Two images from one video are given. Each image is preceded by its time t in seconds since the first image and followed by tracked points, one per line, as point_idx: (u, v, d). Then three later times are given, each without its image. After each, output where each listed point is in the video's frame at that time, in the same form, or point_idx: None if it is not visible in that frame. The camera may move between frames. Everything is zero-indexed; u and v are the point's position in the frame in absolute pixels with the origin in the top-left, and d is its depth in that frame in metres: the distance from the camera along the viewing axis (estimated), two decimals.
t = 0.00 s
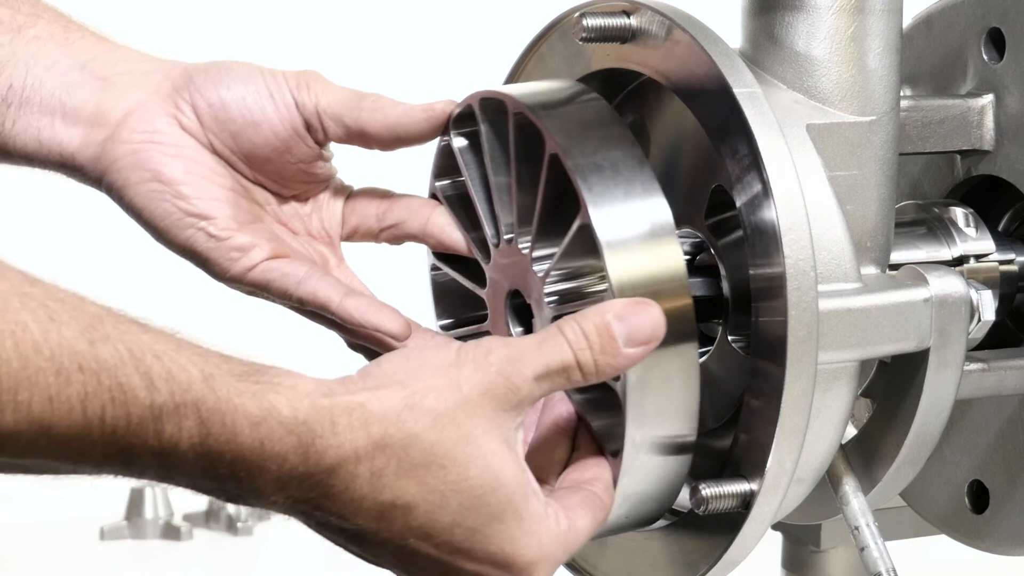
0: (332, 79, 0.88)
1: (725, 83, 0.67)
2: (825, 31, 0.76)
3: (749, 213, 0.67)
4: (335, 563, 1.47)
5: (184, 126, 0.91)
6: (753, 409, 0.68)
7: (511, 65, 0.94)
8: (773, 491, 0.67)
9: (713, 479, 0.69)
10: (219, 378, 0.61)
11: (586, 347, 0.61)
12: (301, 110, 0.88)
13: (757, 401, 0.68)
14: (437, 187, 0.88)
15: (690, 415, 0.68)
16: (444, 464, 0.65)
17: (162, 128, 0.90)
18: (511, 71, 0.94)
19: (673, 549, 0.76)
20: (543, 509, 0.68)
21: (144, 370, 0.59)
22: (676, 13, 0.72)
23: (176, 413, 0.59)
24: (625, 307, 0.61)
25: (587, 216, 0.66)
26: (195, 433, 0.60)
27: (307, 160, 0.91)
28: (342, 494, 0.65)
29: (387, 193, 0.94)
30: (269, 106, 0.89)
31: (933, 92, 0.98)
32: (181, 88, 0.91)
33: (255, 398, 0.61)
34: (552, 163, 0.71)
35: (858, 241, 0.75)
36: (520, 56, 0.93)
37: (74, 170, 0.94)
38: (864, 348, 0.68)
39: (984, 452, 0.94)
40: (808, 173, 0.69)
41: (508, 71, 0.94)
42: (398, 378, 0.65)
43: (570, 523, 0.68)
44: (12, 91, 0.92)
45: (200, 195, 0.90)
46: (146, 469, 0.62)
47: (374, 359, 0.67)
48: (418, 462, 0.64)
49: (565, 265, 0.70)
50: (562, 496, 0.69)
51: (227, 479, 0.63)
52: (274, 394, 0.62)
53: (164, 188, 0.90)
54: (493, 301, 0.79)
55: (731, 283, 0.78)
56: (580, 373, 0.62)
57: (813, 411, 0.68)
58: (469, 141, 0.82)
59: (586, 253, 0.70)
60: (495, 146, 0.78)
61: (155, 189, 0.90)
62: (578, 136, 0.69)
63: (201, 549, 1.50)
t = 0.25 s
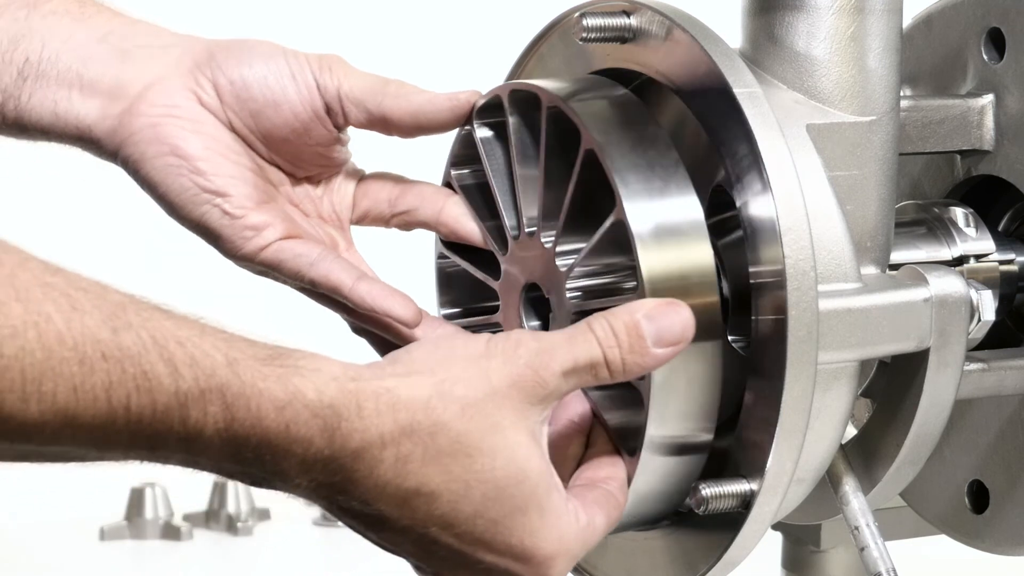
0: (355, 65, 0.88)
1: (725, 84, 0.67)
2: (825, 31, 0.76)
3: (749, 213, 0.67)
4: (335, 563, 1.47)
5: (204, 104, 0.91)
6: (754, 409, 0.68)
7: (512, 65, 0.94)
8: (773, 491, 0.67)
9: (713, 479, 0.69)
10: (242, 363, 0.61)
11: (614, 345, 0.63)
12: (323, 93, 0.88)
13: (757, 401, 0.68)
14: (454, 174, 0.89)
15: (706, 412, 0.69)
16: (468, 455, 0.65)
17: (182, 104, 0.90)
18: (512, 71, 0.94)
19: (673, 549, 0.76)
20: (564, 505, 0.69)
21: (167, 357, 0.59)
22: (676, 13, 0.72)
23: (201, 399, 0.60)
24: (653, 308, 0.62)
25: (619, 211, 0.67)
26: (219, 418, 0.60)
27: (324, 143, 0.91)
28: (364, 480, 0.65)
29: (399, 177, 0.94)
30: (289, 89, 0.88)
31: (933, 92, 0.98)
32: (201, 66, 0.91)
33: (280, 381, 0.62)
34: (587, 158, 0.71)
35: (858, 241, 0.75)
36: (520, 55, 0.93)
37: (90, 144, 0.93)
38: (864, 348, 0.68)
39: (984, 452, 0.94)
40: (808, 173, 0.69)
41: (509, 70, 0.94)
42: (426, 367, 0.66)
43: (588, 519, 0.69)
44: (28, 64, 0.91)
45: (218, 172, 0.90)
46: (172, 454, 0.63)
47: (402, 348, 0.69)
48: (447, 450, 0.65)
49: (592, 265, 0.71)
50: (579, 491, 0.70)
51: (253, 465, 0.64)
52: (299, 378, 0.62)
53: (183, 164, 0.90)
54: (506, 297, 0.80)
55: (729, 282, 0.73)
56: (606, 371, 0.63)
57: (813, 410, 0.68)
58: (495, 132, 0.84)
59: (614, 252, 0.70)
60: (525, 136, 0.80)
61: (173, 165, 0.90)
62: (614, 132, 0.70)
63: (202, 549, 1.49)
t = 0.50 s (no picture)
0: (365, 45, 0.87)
1: (726, 84, 0.67)
2: (825, 31, 0.76)
3: (750, 213, 0.67)
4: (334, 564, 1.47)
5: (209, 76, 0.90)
6: (753, 408, 0.68)
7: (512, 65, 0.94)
8: (773, 491, 0.67)
9: (713, 479, 0.69)
10: (248, 355, 0.61)
11: (626, 350, 0.62)
12: (330, 71, 0.86)
13: (757, 401, 0.68)
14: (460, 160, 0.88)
15: (711, 413, 0.69)
16: (475, 449, 0.65)
17: (187, 76, 0.89)
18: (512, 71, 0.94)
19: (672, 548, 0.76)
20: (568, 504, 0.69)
21: (170, 353, 0.59)
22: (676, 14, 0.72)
23: (206, 392, 0.60)
24: (668, 315, 0.62)
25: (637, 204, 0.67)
26: (225, 412, 0.61)
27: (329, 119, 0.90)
28: (369, 468, 0.65)
29: (402, 158, 0.94)
30: (297, 66, 0.87)
31: (933, 92, 0.98)
32: (209, 37, 0.90)
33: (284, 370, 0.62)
34: (606, 161, 0.70)
35: (858, 242, 0.75)
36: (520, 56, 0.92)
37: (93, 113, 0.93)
38: (864, 348, 0.68)
39: (984, 452, 0.94)
40: (808, 174, 0.69)
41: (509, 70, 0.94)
42: (441, 357, 0.66)
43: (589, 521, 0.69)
44: (31, 32, 0.91)
45: (222, 146, 0.89)
46: (182, 445, 0.63)
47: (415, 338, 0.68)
48: (455, 442, 0.65)
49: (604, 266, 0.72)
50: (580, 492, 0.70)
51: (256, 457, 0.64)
52: (304, 367, 0.62)
53: (187, 135, 0.89)
54: (508, 291, 0.80)
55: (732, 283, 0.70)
56: (616, 376, 0.63)
57: (813, 410, 0.68)
58: (506, 123, 0.84)
59: (627, 257, 0.72)
60: (541, 128, 0.80)
61: (176, 136, 0.89)
62: (631, 133, 0.70)
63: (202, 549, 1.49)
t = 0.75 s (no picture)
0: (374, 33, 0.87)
1: (726, 84, 0.67)
2: (825, 31, 0.76)
3: (751, 212, 0.67)
4: (334, 563, 1.47)
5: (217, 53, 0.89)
6: (753, 408, 0.68)
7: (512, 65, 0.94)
8: (773, 491, 0.67)
9: (713, 479, 0.69)
10: (252, 359, 0.61)
11: (631, 357, 0.62)
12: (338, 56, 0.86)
13: (757, 400, 0.68)
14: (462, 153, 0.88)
15: (712, 414, 0.69)
16: (478, 452, 0.65)
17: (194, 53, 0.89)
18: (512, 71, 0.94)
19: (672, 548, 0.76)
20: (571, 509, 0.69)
21: (174, 358, 0.59)
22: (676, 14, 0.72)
23: (211, 397, 0.60)
24: (674, 323, 0.61)
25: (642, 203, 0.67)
26: (230, 416, 0.61)
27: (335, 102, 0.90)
28: (375, 471, 0.65)
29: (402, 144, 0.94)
30: (307, 49, 0.87)
31: (933, 92, 0.98)
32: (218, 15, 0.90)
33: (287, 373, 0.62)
34: (614, 164, 0.70)
35: (858, 241, 0.75)
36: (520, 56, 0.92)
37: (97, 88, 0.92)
38: (864, 348, 0.68)
39: (984, 452, 0.94)
40: (809, 173, 0.69)
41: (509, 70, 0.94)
42: (446, 362, 0.66)
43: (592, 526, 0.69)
44: (36, 6, 0.90)
45: (229, 125, 0.89)
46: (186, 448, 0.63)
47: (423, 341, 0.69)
48: (460, 445, 0.65)
49: (609, 269, 0.72)
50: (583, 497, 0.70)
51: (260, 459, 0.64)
52: (310, 372, 0.62)
53: (193, 114, 0.89)
54: (510, 289, 0.80)
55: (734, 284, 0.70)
56: (620, 384, 0.63)
57: (813, 410, 0.68)
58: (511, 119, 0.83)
59: (632, 260, 0.72)
60: (547, 126, 0.79)
61: (182, 113, 0.89)
62: (636, 134, 0.70)
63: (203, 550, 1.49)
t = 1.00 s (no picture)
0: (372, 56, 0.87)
1: (726, 84, 0.67)
2: (825, 31, 0.76)
3: (750, 212, 0.67)
4: (334, 563, 1.47)
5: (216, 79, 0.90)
6: (753, 408, 0.68)
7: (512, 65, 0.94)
8: (773, 491, 0.67)
9: (714, 479, 0.69)
10: (250, 358, 0.61)
11: (628, 358, 0.62)
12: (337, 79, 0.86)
13: (757, 400, 0.68)
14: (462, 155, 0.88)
15: (711, 415, 0.69)
16: (476, 450, 0.65)
17: (193, 78, 0.89)
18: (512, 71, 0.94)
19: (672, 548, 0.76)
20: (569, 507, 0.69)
21: (173, 357, 0.59)
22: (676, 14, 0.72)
23: (210, 396, 0.60)
24: (671, 326, 0.61)
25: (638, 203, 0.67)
26: (230, 415, 0.61)
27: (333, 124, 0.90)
28: (371, 468, 0.65)
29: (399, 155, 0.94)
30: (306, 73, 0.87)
31: (933, 92, 0.98)
32: (215, 39, 0.89)
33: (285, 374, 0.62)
34: (611, 165, 0.70)
35: (858, 241, 0.75)
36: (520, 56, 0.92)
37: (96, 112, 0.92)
38: (864, 348, 0.68)
39: (984, 452, 0.94)
40: (809, 173, 0.69)
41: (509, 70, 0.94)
42: (444, 362, 0.67)
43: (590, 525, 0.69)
44: (34, 31, 0.90)
45: (228, 151, 0.89)
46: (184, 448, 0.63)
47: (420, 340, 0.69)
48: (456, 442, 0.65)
49: (608, 270, 0.72)
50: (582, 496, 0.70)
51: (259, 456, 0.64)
52: (308, 369, 0.62)
53: (194, 140, 0.89)
54: (510, 291, 0.80)
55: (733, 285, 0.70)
56: (617, 384, 0.63)
57: (813, 410, 0.68)
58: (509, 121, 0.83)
59: (631, 261, 0.72)
60: (543, 127, 0.80)
61: (183, 140, 0.89)
62: (633, 135, 0.70)
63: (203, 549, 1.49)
